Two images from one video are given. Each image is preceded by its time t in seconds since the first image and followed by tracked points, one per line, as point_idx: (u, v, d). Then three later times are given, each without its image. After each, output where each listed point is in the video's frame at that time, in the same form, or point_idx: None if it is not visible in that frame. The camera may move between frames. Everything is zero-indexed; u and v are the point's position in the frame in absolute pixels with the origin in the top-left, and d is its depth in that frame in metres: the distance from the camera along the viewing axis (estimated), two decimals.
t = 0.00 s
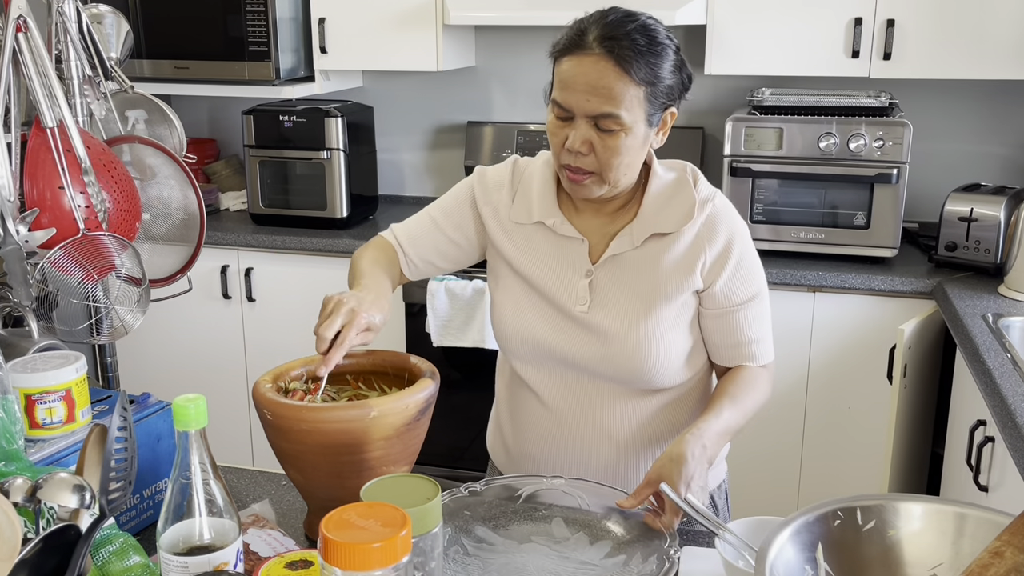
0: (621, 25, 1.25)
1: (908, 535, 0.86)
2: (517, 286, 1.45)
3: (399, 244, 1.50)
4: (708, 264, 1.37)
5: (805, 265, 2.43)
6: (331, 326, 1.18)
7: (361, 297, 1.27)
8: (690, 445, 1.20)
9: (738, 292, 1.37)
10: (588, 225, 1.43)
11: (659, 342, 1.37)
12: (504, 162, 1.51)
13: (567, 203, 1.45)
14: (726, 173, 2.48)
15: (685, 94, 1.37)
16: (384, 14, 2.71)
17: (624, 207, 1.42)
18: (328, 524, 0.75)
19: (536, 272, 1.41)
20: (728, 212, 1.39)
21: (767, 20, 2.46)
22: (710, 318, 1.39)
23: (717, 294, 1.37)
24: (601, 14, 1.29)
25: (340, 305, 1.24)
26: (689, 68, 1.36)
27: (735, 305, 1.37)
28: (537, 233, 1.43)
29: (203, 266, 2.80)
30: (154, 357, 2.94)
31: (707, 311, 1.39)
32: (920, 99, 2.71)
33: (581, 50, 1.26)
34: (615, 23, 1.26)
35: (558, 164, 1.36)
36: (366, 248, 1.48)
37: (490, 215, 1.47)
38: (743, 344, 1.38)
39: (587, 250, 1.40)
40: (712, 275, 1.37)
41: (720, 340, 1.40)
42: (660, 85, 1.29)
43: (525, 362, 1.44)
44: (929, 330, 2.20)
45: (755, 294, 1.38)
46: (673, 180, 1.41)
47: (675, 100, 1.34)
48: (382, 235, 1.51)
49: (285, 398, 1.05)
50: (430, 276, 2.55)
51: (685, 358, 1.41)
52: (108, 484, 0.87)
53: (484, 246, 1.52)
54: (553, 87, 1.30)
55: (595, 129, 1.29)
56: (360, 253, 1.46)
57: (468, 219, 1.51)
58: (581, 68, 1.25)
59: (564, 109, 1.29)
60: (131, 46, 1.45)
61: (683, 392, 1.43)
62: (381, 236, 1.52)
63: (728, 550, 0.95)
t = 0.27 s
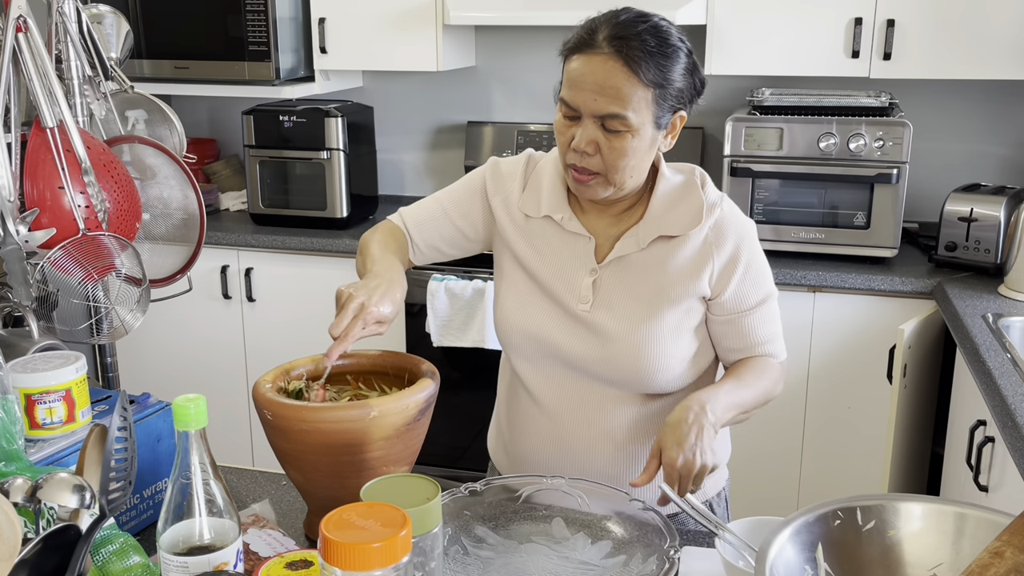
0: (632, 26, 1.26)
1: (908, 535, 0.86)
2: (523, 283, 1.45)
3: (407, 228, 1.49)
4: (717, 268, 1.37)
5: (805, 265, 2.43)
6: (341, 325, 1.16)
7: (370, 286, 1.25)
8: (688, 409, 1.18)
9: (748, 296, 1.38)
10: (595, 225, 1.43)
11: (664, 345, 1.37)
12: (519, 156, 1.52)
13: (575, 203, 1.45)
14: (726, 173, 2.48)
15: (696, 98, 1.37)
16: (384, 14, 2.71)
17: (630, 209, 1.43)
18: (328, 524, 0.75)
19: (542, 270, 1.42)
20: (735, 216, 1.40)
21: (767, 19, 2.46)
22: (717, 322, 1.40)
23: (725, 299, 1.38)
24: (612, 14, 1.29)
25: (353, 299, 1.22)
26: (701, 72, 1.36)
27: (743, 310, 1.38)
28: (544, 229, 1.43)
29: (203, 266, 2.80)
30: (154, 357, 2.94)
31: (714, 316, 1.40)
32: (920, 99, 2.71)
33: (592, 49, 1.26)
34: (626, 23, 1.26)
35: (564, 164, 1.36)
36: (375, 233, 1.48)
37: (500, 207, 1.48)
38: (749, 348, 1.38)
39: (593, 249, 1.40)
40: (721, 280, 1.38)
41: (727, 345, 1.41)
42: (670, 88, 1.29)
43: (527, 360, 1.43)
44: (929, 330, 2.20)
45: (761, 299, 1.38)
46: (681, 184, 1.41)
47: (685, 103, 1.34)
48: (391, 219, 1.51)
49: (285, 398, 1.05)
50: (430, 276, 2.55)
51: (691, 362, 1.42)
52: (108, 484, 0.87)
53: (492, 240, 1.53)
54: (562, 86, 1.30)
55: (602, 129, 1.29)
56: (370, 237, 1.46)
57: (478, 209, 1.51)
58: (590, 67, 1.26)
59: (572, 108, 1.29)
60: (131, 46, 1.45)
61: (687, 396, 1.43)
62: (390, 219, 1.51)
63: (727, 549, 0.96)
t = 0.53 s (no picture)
0: (636, 24, 1.26)
1: (908, 535, 0.86)
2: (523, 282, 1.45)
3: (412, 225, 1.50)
4: (717, 270, 1.37)
5: (805, 265, 2.43)
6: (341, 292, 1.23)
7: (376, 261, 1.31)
8: (671, 373, 1.22)
9: (749, 298, 1.38)
10: (596, 224, 1.43)
11: (661, 345, 1.37)
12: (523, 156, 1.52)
13: (577, 202, 1.46)
14: (726, 173, 2.48)
15: (699, 100, 1.37)
16: (384, 14, 2.71)
17: (632, 209, 1.42)
18: (328, 524, 0.75)
19: (542, 269, 1.42)
20: (736, 217, 1.39)
21: (767, 19, 2.46)
22: (717, 324, 1.40)
23: (725, 301, 1.38)
24: (617, 13, 1.30)
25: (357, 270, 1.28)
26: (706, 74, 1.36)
27: (744, 312, 1.38)
28: (545, 227, 1.43)
29: (203, 266, 2.80)
30: (154, 357, 2.94)
31: (714, 318, 1.40)
32: (920, 99, 2.71)
33: (596, 47, 1.26)
34: (630, 21, 1.26)
35: (566, 162, 1.36)
36: (383, 229, 1.48)
37: (503, 205, 1.48)
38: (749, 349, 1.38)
39: (594, 248, 1.40)
40: (720, 282, 1.37)
41: (727, 347, 1.41)
42: (673, 87, 1.29)
43: (524, 359, 1.44)
44: (929, 330, 2.20)
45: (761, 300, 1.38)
46: (683, 184, 1.41)
47: (687, 104, 1.34)
48: (398, 218, 1.51)
49: (284, 398, 1.05)
50: (431, 276, 2.55)
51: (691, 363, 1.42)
52: (108, 484, 0.87)
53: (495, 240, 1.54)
54: (566, 84, 1.31)
55: (604, 127, 1.29)
56: (376, 232, 1.47)
57: (481, 208, 1.52)
58: (593, 64, 1.26)
59: (575, 105, 1.29)
60: (131, 46, 1.45)
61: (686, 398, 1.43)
62: (396, 217, 1.52)
63: (727, 550, 0.96)
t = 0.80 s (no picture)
0: (648, 23, 1.27)
1: (908, 535, 0.86)
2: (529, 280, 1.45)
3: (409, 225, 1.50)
4: (723, 271, 1.37)
5: (805, 265, 2.43)
6: (341, 334, 1.18)
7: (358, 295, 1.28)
8: (672, 367, 1.24)
9: (754, 299, 1.38)
10: (603, 224, 1.43)
11: (666, 343, 1.37)
12: (532, 157, 1.52)
13: (585, 202, 1.46)
14: (726, 173, 2.48)
15: (707, 102, 1.38)
16: (384, 14, 2.71)
17: (639, 210, 1.43)
18: (328, 524, 0.75)
19: (549, 267, 1.42)
20: (743, 218, 1.40)
21: (768, 19, 2.46)
22: (722, 325, 1.40)
23: (731, 302, 1.38)
24: (629, 13, 1.30)
25: (345, 309, 1.24)
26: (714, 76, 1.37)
27: (750, 312, 1.37)
28: (551, 227, 1.43)
29: (203, 266, 2.80)
30: (154, 357, 2.94)
31: (720, 318, 1.40)
32: (920, 99, 2.71)
33: (607, 44, 1.27)
34: (641, 20, 1.27)
35: (575, 160, 1.36)
36: (377, 234, 1.49)
37: (511, 205, 1.48)
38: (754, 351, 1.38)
39: (600, 247, 1.40)
40: (726, 283, 1.37)
41: (732, 348, 1.41)
42: (683, 85, 1.29)
43: (528, 357, 1.44)
44: (929, 330, 2.20)
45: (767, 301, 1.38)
46: (691, 185, 1.41)
47: (697, 104, 1.34)
48: (398, 219, 1.52)
49: (284, 398, 1.04)
50: (431, 276, 2.55)
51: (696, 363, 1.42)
52: (108, 483, 0.87)
53: (503, 241, 1.52)
54: (576, 82, 1.31)
55: (614, 124, 1.29)
56: (370, 240, 1.48)
57: (489, 209, 1.51)
58: (604, 62, 1.26)
59: (586, 102, 1.29)
60: (131, 46, 1.44)
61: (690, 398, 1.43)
62: (397, 218, 1.53)
63: (727, 549, 0.96)
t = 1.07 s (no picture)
0: (665, 21, 1.27)
1: (908, 535, 0.86)
2: (538, 278, 1.45)
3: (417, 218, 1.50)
4: (735, 273, 1.38)
5: (805, 265, 2.43)
6: (364, 304, 1.20)
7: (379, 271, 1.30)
8: (690, 368, 1.25)
9: (765, 301, 1.39)
10: (613, 223, 1.43)
11: (679, 344, 1.38)
12: (541, 156, 1.53)
13: (594, 201, 1.45)
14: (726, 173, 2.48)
15: (720, 104, 1.38)
16: (384, 14, 2.71)
17: (650, 210, 1.43)
18: (328, 524, 0.75)
19: (560, 266, 1.42)
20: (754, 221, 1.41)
21: (768, 19, 2.46)
22: (733, 327, 1.41)
23: (742, 304, 1.38)
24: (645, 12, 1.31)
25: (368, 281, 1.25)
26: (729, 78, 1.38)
27: (761, 314, 1.39)
28: (561, 226, 1.43)
29: (203, 266, 2.80)
30: (154, 358, 2.94)
31: (731, 320, 1.40)
32: (920, 99, 2.71)
33: (624, 41, 1.27)
34: (659, 18, 1.27)
35: (587, 158, 1.36)
36: (386, 224, 1.49)
37: (522, 203, 1.48)
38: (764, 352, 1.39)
39: (611, 247, 1.40)
40: (738, 285, 1.38)
41: (741, 350, 1.42)
42: (699, 85, 1.30)
43: (536, 356, 1.43)
44: (929, 330, 2.20)
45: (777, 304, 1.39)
46: (702, 187, 1.41)
47: (711, 104, 1.34)
48: (406, 211, 1.52)
49: (284, 398, 1.04)
50: (431, 276, 2.55)
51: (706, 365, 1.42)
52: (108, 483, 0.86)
53: (509, 238, 1.53)
54: (591, 78, 1.31)
55: (629, 122, 1.29)
56: (379, 226, 1.48)
57: (499, 207, 1.51)
58: (621, 58, 1.26)
59: (601, 99, 1.29)
60: (131, 46, 1.45)
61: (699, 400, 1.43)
62: (404, 211, 1.52)
63: (727, 549, 0.96)
